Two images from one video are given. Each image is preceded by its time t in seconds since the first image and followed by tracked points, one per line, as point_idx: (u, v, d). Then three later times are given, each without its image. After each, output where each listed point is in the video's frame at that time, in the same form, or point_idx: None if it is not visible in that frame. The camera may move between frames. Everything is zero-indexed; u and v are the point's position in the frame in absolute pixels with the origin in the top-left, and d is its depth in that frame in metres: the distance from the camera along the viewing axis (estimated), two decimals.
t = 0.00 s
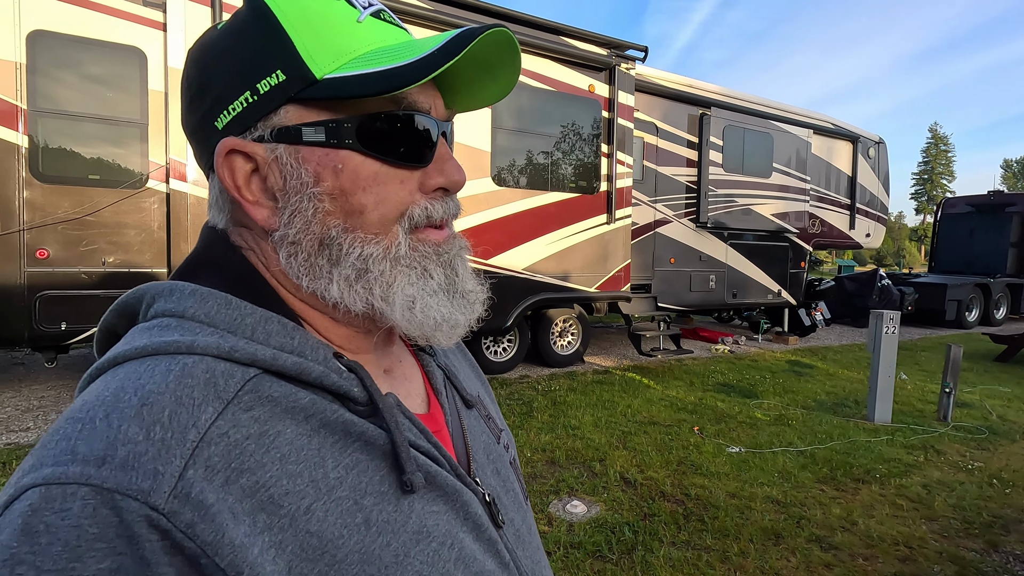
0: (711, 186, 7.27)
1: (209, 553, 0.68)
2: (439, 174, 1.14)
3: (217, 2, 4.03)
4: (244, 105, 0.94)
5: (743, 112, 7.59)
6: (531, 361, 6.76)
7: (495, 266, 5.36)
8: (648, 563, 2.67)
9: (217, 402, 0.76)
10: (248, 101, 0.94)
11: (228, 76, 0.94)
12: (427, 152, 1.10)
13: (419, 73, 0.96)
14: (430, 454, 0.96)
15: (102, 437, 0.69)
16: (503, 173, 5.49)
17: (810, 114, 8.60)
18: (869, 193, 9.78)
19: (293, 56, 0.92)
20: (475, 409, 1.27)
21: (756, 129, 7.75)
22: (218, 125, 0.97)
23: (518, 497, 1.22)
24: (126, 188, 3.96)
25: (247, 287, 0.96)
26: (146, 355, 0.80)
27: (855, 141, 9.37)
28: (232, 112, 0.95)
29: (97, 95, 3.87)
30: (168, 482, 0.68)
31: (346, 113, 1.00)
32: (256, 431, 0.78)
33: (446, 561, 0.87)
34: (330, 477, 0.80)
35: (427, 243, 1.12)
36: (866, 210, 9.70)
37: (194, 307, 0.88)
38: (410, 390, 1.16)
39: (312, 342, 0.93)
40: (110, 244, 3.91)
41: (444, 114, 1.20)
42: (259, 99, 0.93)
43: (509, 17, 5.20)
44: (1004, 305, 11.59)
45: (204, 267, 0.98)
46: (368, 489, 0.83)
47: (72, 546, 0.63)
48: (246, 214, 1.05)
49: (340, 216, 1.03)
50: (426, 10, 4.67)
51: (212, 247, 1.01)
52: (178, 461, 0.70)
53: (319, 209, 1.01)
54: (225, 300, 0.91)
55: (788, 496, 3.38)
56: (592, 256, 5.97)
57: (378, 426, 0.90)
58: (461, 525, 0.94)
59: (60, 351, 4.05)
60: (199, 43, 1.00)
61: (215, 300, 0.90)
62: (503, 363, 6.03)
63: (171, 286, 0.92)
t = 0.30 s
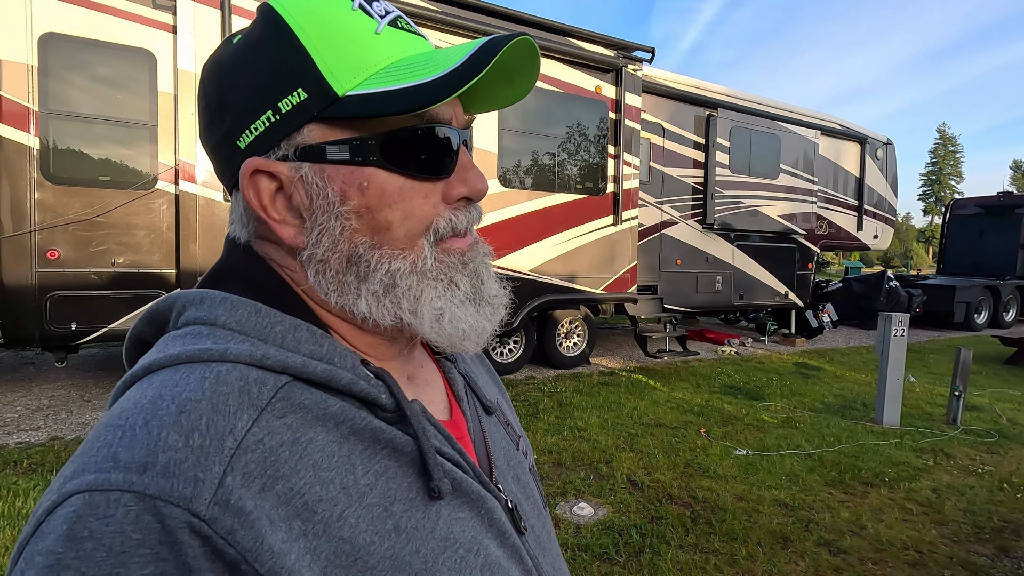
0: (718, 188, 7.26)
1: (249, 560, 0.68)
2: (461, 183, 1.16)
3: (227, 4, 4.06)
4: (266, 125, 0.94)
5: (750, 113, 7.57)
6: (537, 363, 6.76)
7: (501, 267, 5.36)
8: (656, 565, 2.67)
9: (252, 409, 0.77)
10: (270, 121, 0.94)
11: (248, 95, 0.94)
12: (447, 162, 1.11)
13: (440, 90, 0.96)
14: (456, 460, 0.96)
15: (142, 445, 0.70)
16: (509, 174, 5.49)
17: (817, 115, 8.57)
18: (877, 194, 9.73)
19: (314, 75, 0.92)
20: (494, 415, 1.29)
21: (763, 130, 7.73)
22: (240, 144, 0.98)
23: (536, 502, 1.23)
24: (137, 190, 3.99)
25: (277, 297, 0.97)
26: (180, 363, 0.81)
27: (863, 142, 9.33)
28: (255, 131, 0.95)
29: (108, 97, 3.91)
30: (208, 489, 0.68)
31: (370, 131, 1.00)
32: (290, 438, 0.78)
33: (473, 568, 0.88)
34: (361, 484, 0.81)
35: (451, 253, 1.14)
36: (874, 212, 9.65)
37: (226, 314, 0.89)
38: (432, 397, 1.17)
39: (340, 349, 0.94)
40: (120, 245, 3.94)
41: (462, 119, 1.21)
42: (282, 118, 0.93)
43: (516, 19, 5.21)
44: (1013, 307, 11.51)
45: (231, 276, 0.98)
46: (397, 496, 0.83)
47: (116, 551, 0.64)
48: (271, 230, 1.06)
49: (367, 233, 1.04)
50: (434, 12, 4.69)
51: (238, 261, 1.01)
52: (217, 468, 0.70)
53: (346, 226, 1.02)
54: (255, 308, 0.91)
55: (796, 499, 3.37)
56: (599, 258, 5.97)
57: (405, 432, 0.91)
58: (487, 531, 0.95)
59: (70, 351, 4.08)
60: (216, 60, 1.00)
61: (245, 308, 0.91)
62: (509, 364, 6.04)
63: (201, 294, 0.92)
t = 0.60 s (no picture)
0: (720, 189, 7.25)
1: (255, 571, 0.68)
2: (475, 196, 1.16)
3: (230, 5, 4.06)
4: (284, 123, 0.94)
5: (753, 114, 7.56)
6: (539, 364, 6.75)
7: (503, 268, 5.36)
8: (658, 567, 2.66)
9: (257, 416, 0.77)
10: (289, 119, 0.94)
11: (269, 92, 0.94)
12: (464, 164, 1.10)
13: (463, 106, 0.96)
14: (462, 464, 0.96)
15: (145, 453, 0.69)
16: (511, 174, 5.49)
17: (820, 116, 8.55)
18: (880, 196, 9.71)
19: (338, 78, 0.92)
20: (500, 417, 1.28)
21: (766, 131, 7.72)
22: (255, 141, 0.97)
23: (542, 505, 1.23)
24: (139, 190, 4.00)
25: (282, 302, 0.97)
26: (183, 367, 0.81)
27: (866, 143, 9.30)
28: (272, 129, 0.95)
29: (112, 97, 3.92)
30: (212, 499, 0.68)
31: (392, 138, 1.01)
32: (295, 444, 0.78)
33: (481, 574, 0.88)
34: (367, 491, 0.81)
35: (461, 264, 1.14)
36: (877, 213, 9.62)
37: (228, 318, 0.88)
38: (438, 400, 1.17)
39: (346, 353, 0.94)
40: (123, 245, 3.95)
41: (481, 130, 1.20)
42: (301, 117, 0.93)
43: (519, 19, 5.21)
44: (1017, 309, 11.47)
45: (237, 276, 0.98)
46: (404, 503, 0.83)
47: (117, 562, 0.64)
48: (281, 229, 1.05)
49: (381, 240, 1.04)
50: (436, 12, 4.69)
51: (246, 262, 1.01)
52: (221, 477, 0.70)
53: (360, 233, 1.02)
54: (259, 312, 0.91)
55: (798, 501, 3.36)
56: (601, 259, 5.96)
57: (411, 437, 0.91)
58: (493, 537, 0.95)
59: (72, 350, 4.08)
60: (235, 51, 0.98)
61: (250, 311, 0.91)
62: (511, 365, 6.03)
63: (205, 297, 0.92)
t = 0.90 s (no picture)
0: (719, 190, 7.25)
1: None
2: (486, 191, 1.16)
3: (228, 4, 4.05)
4: (306, 106, 0.93)
5: (752, 115, 7.56)
6: (537, 364, 6.75)
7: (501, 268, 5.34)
8: (656, 569, 2.65)
9: (254, 416, 0.76)
10: (311, 102, 0.93)
11: (290, 73, 0.92)
12: (473, 160, 1.10)
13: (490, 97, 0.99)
14: (464, 467, 0.95)
15: (136, 454, 0.68)
16: (509, 175, 5.48)
17: (818, 118, 8.56)
18: (878, 197, 9.72)
19: (366, 62, 0.92)
20: (499, 417, 1.28)
21: (764, 132, 7.73)
22: (270, 123, 0.95)
23: (543, 507, 1.23)
24: (136, 189, 3.98)
25: (281, 297, 0.95)
26: (177, 366, 0.80)
27: (863, 144, 9.32)
28: (291, 111, 0.93)
29: (109, 96, 3.90)
30: (208, 503, 0.67)
31: (416, 125, 1.01)
32: (293, 445, 0.77)
33: None
34: (368, 493, 0.80)
35: (473, 257, 1.15)
36: (875, 214, 9.63)
37: (223, 315, 0.87)
38: (437, 400, 1.16)
39: (345, 352, 0.93)
40: (120, 244, 3.93)
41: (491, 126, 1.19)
42: (324, 100, 0.93)
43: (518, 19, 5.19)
44: (1014, 310, 11.49)
45: (235, 271, 0.96)
46: (405, 505, 0.82)
47: (107, 568, 0.62)
48: (293, 215, 1.04)
49: (399, 227, 1.03)
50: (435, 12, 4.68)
51: (247, 254, 0.99)
52: (217, 480, 0.69)
53: (380, 219, 1.01)
54: (255, 308, 0.90)
55: (796, 502, 3.35)
56: (599, 260, 5.96)
57: (412, 439, 0.90)
58: (495, 540, 0.94)
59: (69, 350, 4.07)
60: (250, 33, 0.96)
61: (245, 308, 0.89)
62: (509, 365, 6.02)
63: (198, 293, 0.91)
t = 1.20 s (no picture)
0: (712, 191, 7.28)
1: (233, 570, 0.66)
2: (480, 185, 1.18)
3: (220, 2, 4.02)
4: (305, 92, 0.92)
5: (745, 116, 7.59)
6: (531, 365, 6.74)
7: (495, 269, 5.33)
8: (649, 569, 2.65)
9: (236, 407, 0.75)
10: (310, 88, 0.92)
11: (289, 57, 0.90)
12: (467, 153, 1.10)
13: (490, 91, 1.00)
14: (452, 461, 0.94)
15: (113, 445, 0.67)
16: (503, 176, 5.47)
17: (811, 120, 8.60)
18: (871, 199, 9.78)
19: (369, 51, 0.92)
20: (488, 413, 1.27)
21: (758, 134, 7.76)
22: (267, 108, 0.93)
23: (532, 504, 1.22)
24: (128, 188, 3.94)
25: (266, 289, 0.93)
26: (156, 357, 0.78)
27: (856, 146, 9.37)
28: (289, 97, 0.92)
29: (100, 94, 3.86)
30: (187, 494, 0.66)
31: (416, 116, 1.02)
32: (276, 437, 0.76)
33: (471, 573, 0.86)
34: (353, 487, 0.79)
35: (468, 249, 1.16)
36: (867, 216, 9.69)
37: (205, 305, 0.86)
38: (426, 395, 1.15)
39: (331, 344, 0.92)
40: (111, 244, 3.90)
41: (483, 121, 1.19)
42: (323, 87, 0.92)
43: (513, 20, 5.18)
44: (1004, 311, 11.59)
45: (219, 262, 0.95)
46: (391, 499, 0.82)
47: (80, 562, 0.61)
48: (286, 202, 1.02)
49: (398, 218, 1.03)
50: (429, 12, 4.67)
51: (234, 243, 0.97)
52: (197, 471, 0.68)
53: (379, 209, 1.01)
54: (239, 298, 0.89)
55: (789, 502, 3.36)
56: (593, 261, 5.96)
57: (399, 432, 0.89)
58: (484, 535, 0.93)
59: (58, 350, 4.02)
60: (245, 15, 0.94)
61: (228, 299, 0.88)
62: (503, 366, 6.01)
63: (180, 283, 0.89)
